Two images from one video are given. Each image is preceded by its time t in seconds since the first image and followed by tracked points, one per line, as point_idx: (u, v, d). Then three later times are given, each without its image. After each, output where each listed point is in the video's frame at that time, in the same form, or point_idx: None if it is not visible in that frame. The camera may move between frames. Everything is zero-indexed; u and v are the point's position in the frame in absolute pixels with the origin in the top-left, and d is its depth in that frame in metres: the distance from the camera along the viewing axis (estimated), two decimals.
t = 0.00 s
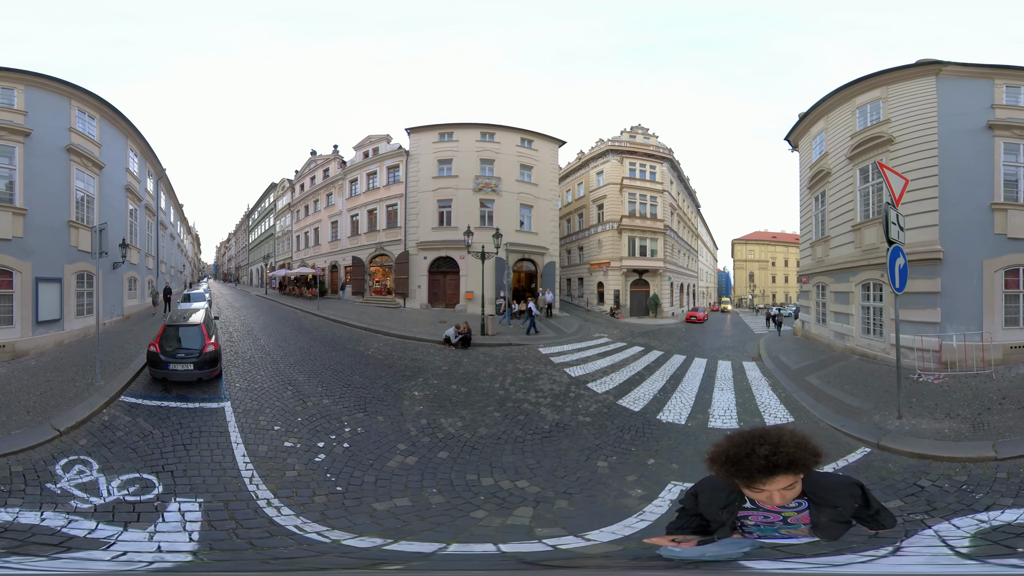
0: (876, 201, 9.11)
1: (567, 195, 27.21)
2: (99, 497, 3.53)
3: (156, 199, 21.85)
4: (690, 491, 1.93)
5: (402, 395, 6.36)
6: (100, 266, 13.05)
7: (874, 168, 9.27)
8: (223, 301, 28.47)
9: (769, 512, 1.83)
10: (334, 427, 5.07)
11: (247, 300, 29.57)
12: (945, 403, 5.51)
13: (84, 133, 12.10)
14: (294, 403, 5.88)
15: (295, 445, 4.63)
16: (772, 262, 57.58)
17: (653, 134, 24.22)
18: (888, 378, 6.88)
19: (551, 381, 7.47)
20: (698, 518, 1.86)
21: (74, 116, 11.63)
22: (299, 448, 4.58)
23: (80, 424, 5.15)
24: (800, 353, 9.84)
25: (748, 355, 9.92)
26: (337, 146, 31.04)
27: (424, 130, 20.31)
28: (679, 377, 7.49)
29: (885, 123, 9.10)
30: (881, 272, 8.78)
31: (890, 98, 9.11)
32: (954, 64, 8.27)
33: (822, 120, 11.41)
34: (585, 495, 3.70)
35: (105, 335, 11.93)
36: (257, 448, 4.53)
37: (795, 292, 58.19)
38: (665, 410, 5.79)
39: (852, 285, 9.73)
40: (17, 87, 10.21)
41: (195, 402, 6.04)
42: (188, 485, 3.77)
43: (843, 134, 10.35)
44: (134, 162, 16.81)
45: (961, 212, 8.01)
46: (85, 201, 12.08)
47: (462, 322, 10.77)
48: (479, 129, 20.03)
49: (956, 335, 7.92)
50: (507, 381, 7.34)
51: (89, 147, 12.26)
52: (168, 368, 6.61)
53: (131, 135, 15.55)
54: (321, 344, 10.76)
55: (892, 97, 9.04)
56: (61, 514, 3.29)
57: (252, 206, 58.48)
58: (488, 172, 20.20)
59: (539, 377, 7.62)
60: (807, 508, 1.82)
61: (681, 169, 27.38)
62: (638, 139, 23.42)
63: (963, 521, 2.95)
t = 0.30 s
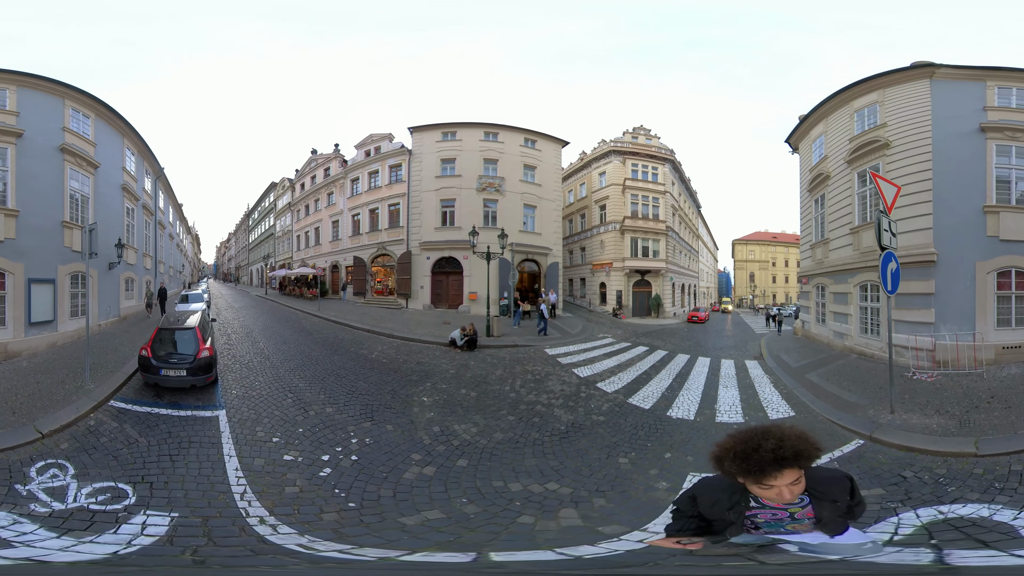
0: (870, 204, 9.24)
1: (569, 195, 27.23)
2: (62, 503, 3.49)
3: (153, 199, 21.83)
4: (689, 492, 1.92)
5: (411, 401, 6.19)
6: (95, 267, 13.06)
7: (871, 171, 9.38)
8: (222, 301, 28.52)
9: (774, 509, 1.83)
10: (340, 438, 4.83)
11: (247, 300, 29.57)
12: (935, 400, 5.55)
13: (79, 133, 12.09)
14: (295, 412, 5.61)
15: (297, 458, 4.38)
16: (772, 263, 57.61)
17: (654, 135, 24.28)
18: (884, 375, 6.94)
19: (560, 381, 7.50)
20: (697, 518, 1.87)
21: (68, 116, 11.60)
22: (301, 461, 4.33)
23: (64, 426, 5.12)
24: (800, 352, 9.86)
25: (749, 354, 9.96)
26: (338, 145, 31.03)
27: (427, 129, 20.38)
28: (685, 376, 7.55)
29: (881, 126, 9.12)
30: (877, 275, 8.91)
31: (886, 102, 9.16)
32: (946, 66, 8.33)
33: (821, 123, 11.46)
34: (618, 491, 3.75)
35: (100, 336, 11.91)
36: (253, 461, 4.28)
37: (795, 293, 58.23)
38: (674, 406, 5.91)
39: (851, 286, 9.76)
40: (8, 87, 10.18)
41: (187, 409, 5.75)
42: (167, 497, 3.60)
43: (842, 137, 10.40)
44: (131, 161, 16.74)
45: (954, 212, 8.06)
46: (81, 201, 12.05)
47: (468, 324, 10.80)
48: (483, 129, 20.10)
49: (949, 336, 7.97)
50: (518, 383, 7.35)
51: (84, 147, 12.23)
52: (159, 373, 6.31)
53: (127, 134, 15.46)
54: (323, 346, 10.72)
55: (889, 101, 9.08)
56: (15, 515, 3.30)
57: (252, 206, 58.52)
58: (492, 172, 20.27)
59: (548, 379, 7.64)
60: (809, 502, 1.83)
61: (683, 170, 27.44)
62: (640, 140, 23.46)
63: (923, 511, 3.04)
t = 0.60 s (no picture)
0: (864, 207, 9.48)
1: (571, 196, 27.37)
2: (27, 508, 3.43)
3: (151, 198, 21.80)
4: (686, 493, 1.95)
5: (423, 404, 6.17)
6: (91, 267, 13.08)
7: (868, 173, 9.55)
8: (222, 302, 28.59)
9: (773, 510, 1.90)
10: (352, 447, 4.67)
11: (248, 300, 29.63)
12: (924, 398, 5.65)
13: (74, 132, 12.12)
14: (301, 420, 5.38)
15: (307, 470, 4.17)
16: (772, 263, 57.79)
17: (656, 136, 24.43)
18: (878, 373, 7.07)
19: (568, 379, 7.65)
20: (695, 519, 1.89)
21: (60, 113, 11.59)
22: (312, 473, 4.12)
23: (51, 430, 5.10)
24: (797, 350, 9.99)
25: (748, 352, 10.10)
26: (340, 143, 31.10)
27: (429, 128, 20.45)
28: (687, 372, 7.69)
29: (877, 129, 9.27)
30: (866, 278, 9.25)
31: (881, 103, 9.32)
32: (938, 68, 8.42)
33: (820, 126, 11.61)
34: (637, 481, 3.92)
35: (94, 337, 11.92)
36: (257, 474, 4.05)
37: (796, 293, 58.42)
38: (678, 401, 6.06)
39: (847, 286, 9.89)
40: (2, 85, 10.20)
41: (184, 416, 5.58)
42: (143, 511, 3.41)
43: (840, 139, 10.55)
44: (129, 159, 16.70)
45: (943, 212, 8.20)
46: (75, 199, 12.05)
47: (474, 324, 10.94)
48: (486, 128, 20.23)
49: (942, 334, 8.08)
50: (527, 381, 7.48)
51: (78, 145, 12.25)
52: (155, 378, 6.14)
53: (124, 132, 15.40)
54: (327, 348, 10.77)
55: (883, 103, 9.23)
56: None
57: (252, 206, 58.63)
58: (495, 172, 20.38)
59: (556, 376, 7.79)
60: (809, 504, 1.91)
61: (683, 172, 27.62)
62: (642, 141, 23.63)
63: (889, 503, 3.18)
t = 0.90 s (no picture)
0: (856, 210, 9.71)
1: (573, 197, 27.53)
2: None
3: (150, 197, 21.80)
4: (690, 493, 2.06)
5: (436, 408, 6.17)
6: (86, 267, 13.07)
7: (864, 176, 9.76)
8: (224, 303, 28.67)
9: (778, 510, 1.99)
10: (372, 456, 4.50)
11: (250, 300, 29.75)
12: (915, 398, 5.77)
13: (69, 130, 12.15)
14: (314, 430, 5.17)
15: (326, 484, 3.96)
16: (772, 263, 57.98)
17: (657, 138, 24.59)
18: (873, 372, 7.22)
19: (576, 377, 7.80)
20: (702, 521, 2.00)
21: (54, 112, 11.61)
22: (333, 487, 3.91)
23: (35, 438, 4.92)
24: (794, 350, 10.13)
25: (749, 351, 10.26)
26: (342, 143, 31.23)
27: (434, 128, 20.54)
28: (690, 370, 7.86)
29: (872, 132, 9.48)
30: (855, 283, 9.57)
31: (875, 106, 9.52)
32: (930, 69, 8.53)
33: (817, 129, 11.81)
34: (651, 471, 4.12)
35: (91, 339, 11.90)
36: (269, 491, 3.79)
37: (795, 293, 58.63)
38: (682, 397, 6.22)
39: (844, 287, 10.03)
40: None
41: (181, 428, 5.19)
42: (119, 531, 3.16)
43: (836, 142, 10.76)
44: (126, 159, 16.63)
45: (936, 214, 8.35)
46: (69, 198, 12.07)
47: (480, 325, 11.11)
48: (490, 129, 20.38)
49: (934, 338, 8.21)
50: (538, 381, 7.63)
51: (73, 144, 12.27)
52: (150, 390, 5.65)
53: (120, 131, 15.30)
54: (333, 351, 10.89)
55: (877, 106, 9.44)
56: None
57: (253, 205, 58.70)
58: (499, 173, 20.50)
59: (565, 375, 7.92)
60: (811, 502, 2.00)
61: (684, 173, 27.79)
62: (644, 143, 23.82)
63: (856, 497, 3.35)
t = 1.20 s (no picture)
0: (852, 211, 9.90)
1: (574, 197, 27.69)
2: None
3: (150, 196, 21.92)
4: (700, 489, 2.13)
5: (449, 409, 6.32)
6: (82, 266, 13.17)
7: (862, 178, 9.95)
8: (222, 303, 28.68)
9: (781, 502, 2.11)
10: (390, 463, 4.53)
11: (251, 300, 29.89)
12: (907, 396, 5.90)
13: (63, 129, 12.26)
14: (325, 437, 5.16)
15: (346, 494, 3.94)
16: (772, 264, 58.15)
17: (658, 139, 24.75)
18: (870, 371, 7.34)
19: (582, 375, 7.96)
20: (713, 516, 2.07)
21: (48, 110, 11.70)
22: (355, 497, 3.90)
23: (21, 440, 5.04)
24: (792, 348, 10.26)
25: (748, 350, 10.40)
26: (343, 143, 31.35)
27: (437, 128, 20.68)
28: (691, 368, 8.02)
29: (868, 133, 9.65)
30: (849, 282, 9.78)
31: (871, 108, 9.67)
32: (923, 70, 8.64)
33: (815, 131, 11.98)
34: (660, 461, 4.30)
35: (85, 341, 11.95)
36: (281, 504, 3.73)
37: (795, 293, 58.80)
38: (685, 392, 6.38)
39: (841, 287, 10.17)
40: None
41: (178, 437, 5.13)
42: (73, 541, 3.15)
43: (834, 144, 10.92)
44: (123, 157, 16.66)
45: (929, 216, 8.49)
46: (64, 196, 12.17)
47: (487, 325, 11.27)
48: (493, 129, 20.53)
49: (928, 337, 8.39)
50: (545, 379, 7.79)
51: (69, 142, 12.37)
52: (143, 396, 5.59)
53: (116, 129, 15.29)
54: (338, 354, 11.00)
55: (873, 108, 9.60)
56: None
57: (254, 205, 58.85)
58: (503, 173, 20.69)
59: (572, 374, 8.08)
60: (811, 496, 2.12)
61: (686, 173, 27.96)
62: (645, 143, 23.97)
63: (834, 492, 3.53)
